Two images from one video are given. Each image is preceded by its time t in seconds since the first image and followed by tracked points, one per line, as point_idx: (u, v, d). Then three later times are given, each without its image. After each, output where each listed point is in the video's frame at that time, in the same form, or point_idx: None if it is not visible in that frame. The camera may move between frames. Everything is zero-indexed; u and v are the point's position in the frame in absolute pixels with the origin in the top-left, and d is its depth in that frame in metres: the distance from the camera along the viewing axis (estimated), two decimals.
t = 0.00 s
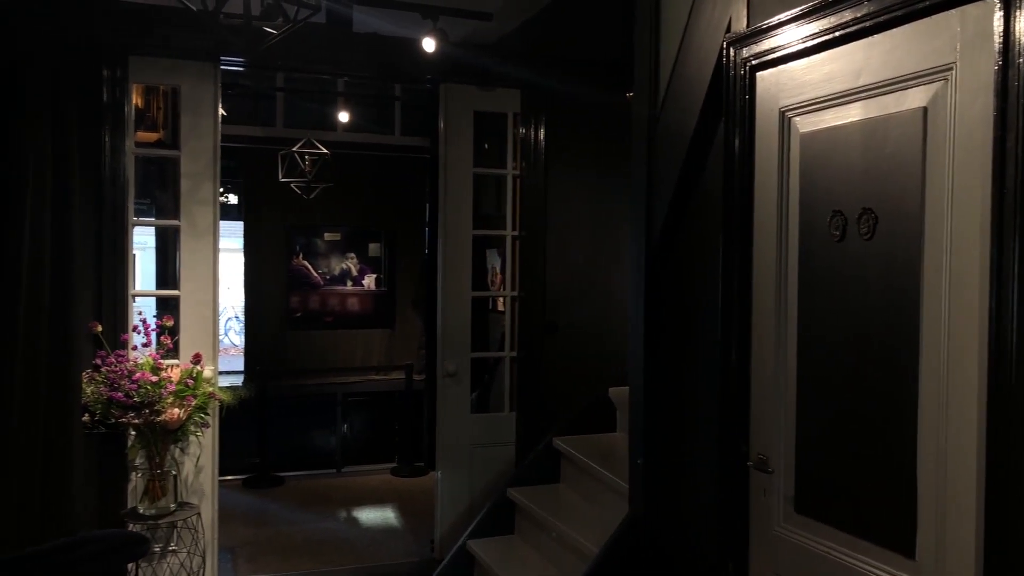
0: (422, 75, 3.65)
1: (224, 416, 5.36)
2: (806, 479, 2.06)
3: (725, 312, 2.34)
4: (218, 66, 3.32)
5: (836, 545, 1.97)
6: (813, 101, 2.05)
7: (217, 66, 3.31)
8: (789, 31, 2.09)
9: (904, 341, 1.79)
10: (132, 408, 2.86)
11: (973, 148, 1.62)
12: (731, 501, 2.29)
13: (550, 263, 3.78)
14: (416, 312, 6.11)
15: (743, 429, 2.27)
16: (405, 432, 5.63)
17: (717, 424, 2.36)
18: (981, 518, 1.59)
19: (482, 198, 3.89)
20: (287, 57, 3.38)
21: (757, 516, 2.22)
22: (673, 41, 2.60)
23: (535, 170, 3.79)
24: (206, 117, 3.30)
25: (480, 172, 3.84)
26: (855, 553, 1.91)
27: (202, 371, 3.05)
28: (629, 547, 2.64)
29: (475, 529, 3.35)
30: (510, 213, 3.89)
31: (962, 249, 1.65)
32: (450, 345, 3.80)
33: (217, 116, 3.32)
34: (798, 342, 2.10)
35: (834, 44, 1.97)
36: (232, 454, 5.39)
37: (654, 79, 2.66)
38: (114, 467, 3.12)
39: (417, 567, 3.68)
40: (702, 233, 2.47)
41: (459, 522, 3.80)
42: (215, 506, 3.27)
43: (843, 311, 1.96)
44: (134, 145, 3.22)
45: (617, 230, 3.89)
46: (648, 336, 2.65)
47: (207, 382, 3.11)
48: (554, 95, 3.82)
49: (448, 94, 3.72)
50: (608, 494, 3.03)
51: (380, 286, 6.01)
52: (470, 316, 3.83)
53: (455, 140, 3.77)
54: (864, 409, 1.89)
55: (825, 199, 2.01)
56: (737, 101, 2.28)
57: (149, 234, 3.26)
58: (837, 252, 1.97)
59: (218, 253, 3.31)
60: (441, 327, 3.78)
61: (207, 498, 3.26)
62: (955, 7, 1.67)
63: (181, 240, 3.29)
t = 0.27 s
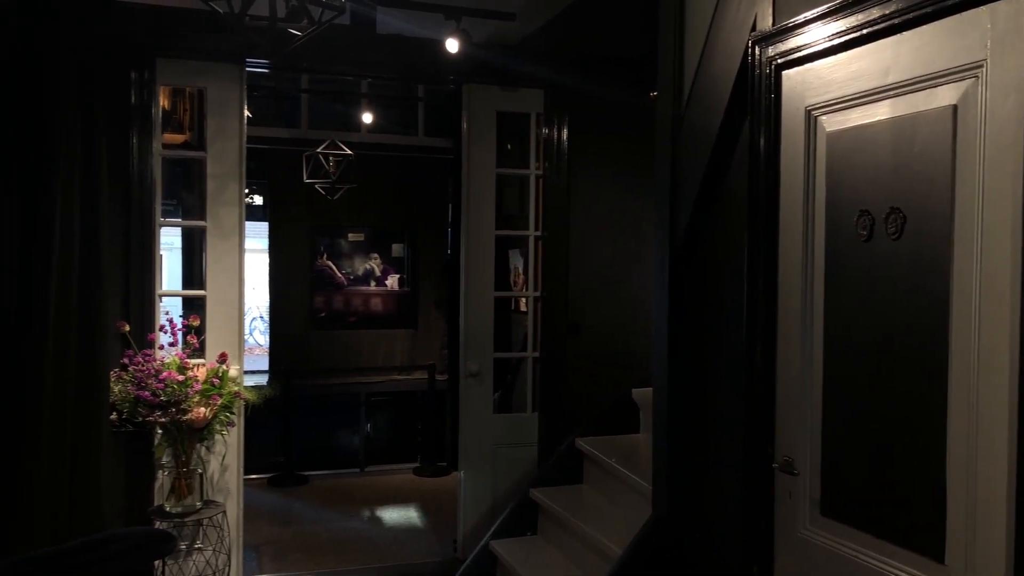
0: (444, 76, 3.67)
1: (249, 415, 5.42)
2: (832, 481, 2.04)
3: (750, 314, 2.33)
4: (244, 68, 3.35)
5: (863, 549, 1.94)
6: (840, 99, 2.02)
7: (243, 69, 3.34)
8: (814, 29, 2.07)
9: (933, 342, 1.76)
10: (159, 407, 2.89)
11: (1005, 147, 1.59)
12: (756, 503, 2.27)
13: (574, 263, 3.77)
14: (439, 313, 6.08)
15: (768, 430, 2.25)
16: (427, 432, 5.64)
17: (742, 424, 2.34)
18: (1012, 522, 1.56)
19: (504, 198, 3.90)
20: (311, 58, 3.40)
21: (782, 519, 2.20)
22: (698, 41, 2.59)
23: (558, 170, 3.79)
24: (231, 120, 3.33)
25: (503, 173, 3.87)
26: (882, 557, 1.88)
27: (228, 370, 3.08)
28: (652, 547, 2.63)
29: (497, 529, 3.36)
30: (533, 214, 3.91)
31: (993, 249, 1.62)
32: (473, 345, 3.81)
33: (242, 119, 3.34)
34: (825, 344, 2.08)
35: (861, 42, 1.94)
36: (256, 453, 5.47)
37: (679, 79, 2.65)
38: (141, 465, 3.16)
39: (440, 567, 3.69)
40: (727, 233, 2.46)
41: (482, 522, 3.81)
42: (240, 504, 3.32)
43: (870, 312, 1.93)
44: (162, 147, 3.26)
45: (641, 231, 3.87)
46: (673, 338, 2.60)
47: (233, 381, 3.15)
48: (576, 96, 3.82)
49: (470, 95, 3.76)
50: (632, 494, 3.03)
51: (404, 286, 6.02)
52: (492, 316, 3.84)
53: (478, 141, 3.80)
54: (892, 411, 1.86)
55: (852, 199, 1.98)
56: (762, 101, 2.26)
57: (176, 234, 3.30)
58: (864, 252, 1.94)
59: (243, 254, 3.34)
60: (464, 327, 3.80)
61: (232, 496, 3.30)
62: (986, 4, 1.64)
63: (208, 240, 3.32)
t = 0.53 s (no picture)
0: (464, 77, 3.66)
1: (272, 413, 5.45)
2: (855, 483, 2.00)
3: (773, 314, 2.28)
4: (266, 70, 3.37)
5: (890, 552, 1.90)
6: (865, 98, 1.98)
7: (266, 70, 3.37)
8: (836, 28, 2.03)
9: (959, 344, 1.72)
10: (183, 405, 2.91)
11: None
12: (778, 505, 2.24)
13: (595, 264, 3.77)
14: (460, 313, 6.17)
15: (790, 431, 2.22)
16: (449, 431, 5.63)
17: (764, 424, 2.32)
18: None
19: (526, 199, 3.91)
20: (336, 59, 3.43)
21: (805, 521, 2.16)
22: (720, 40, 2.57)
23: (579, 170, 3.79)
24: (254, 122, 3.36)
25: (524, 173, 3.88)
26: (907, 560, 1.85)
27: (251, 369, 3.11)
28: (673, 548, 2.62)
29: (518, 529, 3.37)
30: (555, 213, 3.91)
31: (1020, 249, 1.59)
32: (494, 345, 3.81)
33: (265, 120, 3.37)
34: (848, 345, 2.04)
35: (886, 40, 1.90)
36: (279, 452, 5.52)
37: (702, 78, 2.64)
38: (167, 463, 3.15)
39: (461, 566, 3.69)
40: (750, 233, 2.44)
41: (503, 522, 3.81)
42: (263, 502, 3.35)
43: (895, 313, 1.89)
44: (186, 148, 3.29)
45: (663, 231, 3.86)
46: (694, 337, 2.60)
47: (255, 379, 3.18)
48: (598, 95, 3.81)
49: (491, 96, 3.79)
50: (653, 495, 3.03)
51: (425, 286, 6.07)
52: (513, 316, 3.85)
53: (499, 141, 3.81)
54: (918, 414, 1.83)
55: (877, 198, 1.94)
56: (784, 100, 2.22)
57: (200, 234, 3.32)
58: (888, 252, 1.91)
59: (267, 255, 3.37)
60: (485, 327, 3.80)
61: (256, 494, 3.33)
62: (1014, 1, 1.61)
63: (231, 242, 3.35)
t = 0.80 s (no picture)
0: (480, 76, 3.68)
1: (291, 412, 5.50)
2: (876, 485, 1.97)
3: (792, 313, 2.24)
4: (284, 69, 3.41)
5: (913, 554, 1.87)
6: (886, 96, 1.95)
7: (284, 70, 3.40)
8: (857, 26, 2.00)
9: (983, 344, 1.69)
10: (201, 404, 2.94)
11: None
12: (796, 506, 2.20)
13: (613, 263, 3.77)
14: (477, 313, 6.11)
15: (808, 431, 2.18)
16: (464, 430, 5.74)
17: (783, 425, 2.29)
18: None
19: (542, 199, 3.91)
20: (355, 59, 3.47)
21: (825, 523, 2.12)
22: (738, 39, 2.54)
23: (595, 169, 3.79)
24: (272, 121, 3.40)
25: (541, 173, 3.87)
26: (930, 563, 1.82)
27: (269, 368, 3.13)
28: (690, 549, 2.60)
29: (535, 528, 3.36)
30: (572, 212, 3.91)
31: None
32: (511, 345, 3.82)
33: (282, 119, 3.41)
34: (869, 345, 2.00)
35: (907, 37, 1.87)
36: (296, 450, 5.55)
37: (720, 76, 2.62)
38: (186, 461, 3.22)
39: (478, 566, 3.69)
40: (768, 233, 2.42)
41: (520, 521, 3.82)
42: (281, 500, 3.37)
43: (917, 312, 1.86)
44: (205, 148, 3.32)
45: (680, 231, 3.84)
46: (711, 337, 2.59)
47: (275, 378, 3.22)
48: (615, 92, 3.81)
49: (507, 95, 3.77)
50: (670, 495, 3.02)
51: (441, 285, 6.06)
52: (530, 315, 3.85)
53: (516, 140, 3.81)
54: (942, 413, 1.79)
55: (898, 196, 1.91)
56: (804, 98, 2.18)
57: (218, 234, 3.36)
58: (910, 251, 1.87)
59: (285, 251, 3.42)
60: (501, 327, 3.80)
61: (274, 492, 3.35)
62: None
63: (250, 241, 3.38)
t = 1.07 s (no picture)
0: (496, 75, 3.71)
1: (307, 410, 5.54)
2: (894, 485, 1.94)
3: (809, 312, 2.22)
4: (300, 70, 3.43)
5: (929, 555, 1.84)
6: (905, 93, 1.92)
7: (300, 71, 3.43)
8: (874, 23, 1.99)
9: (1002, 343, 1.64)
10: (218, 402, 2.97)
11: None
12: (813, 507, 2.18)
13: (627, 262, 3.76)
14: (491, 313, 6.08)
15: (825, 431, 2.15)
16: (478, 430, 5.78)
17: (799, 425, 2.27)
18: None
19: (557, 198, 3.91)
20: (372, 60, 3.51)
21: (841, 523, 2.10)
22: (754, 37, 2.53)
23: (610, 168, 3.78)
24: (288, 121, 3.42)
25: (556, 172, 3.87)
26: (948, 564, 1.79)
27: (285, 366, 3.17)
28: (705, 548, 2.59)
29: (551, 527, 3.37)
30: (586, 211, 3.91)
31: None
32: (526, 344, 3.81)
33: (300, 119, 3.43)
34: (886, 343, 1.97)
35: (926, 34, 1.85)
36: (312, 449, 5.59)
37: (736, 74, 2.60)
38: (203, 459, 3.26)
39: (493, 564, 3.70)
40: (784, 231, 2.40)
41: (535, 520, 3.82)
42: (298, 498, 3.40)
43: (935, 312, 1.82)
44: (221, 147, 3.36)
45: (695, 231, 3.83)
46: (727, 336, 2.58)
47: (291, 377, 3.24)
48: (631, 91, 3.78)
49: (521, 93, 3.78)
50: (685, 495, 3.01)
51: (456, 285, 6.05)
52: (544, 315, 3.84)
53: (531, 139, 3.82)
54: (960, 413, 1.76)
55: (916, 194, 1.87)
56: (821, 95, 2.17)
57: (236, 234, 3.39)
58: (928, 250, 1.83)
59: (301, 250, 3.44)
60: (517, 327, 3.81)
61: (290, 490, 3.38)
62: None
63: (266, 240, 3.41)
